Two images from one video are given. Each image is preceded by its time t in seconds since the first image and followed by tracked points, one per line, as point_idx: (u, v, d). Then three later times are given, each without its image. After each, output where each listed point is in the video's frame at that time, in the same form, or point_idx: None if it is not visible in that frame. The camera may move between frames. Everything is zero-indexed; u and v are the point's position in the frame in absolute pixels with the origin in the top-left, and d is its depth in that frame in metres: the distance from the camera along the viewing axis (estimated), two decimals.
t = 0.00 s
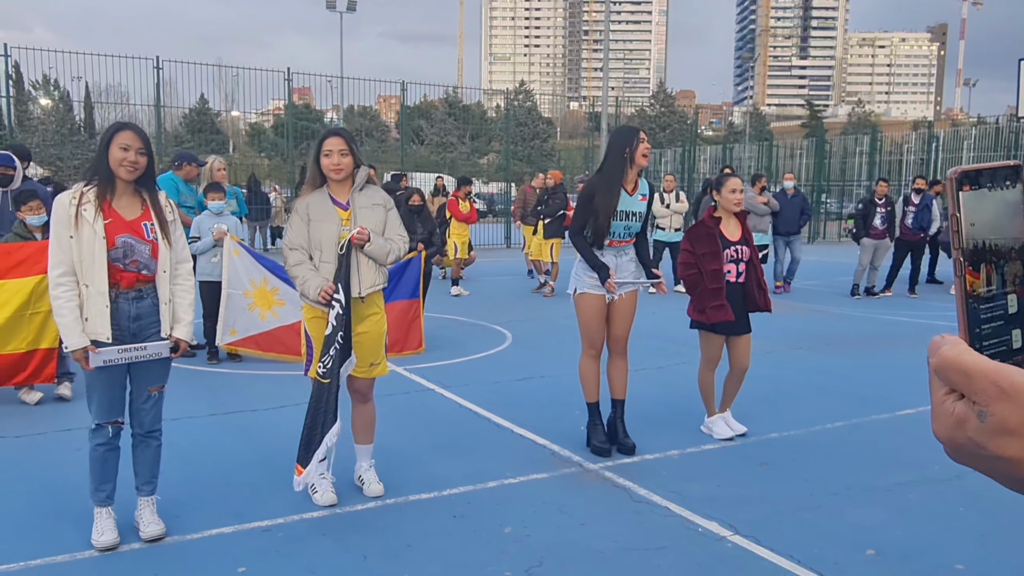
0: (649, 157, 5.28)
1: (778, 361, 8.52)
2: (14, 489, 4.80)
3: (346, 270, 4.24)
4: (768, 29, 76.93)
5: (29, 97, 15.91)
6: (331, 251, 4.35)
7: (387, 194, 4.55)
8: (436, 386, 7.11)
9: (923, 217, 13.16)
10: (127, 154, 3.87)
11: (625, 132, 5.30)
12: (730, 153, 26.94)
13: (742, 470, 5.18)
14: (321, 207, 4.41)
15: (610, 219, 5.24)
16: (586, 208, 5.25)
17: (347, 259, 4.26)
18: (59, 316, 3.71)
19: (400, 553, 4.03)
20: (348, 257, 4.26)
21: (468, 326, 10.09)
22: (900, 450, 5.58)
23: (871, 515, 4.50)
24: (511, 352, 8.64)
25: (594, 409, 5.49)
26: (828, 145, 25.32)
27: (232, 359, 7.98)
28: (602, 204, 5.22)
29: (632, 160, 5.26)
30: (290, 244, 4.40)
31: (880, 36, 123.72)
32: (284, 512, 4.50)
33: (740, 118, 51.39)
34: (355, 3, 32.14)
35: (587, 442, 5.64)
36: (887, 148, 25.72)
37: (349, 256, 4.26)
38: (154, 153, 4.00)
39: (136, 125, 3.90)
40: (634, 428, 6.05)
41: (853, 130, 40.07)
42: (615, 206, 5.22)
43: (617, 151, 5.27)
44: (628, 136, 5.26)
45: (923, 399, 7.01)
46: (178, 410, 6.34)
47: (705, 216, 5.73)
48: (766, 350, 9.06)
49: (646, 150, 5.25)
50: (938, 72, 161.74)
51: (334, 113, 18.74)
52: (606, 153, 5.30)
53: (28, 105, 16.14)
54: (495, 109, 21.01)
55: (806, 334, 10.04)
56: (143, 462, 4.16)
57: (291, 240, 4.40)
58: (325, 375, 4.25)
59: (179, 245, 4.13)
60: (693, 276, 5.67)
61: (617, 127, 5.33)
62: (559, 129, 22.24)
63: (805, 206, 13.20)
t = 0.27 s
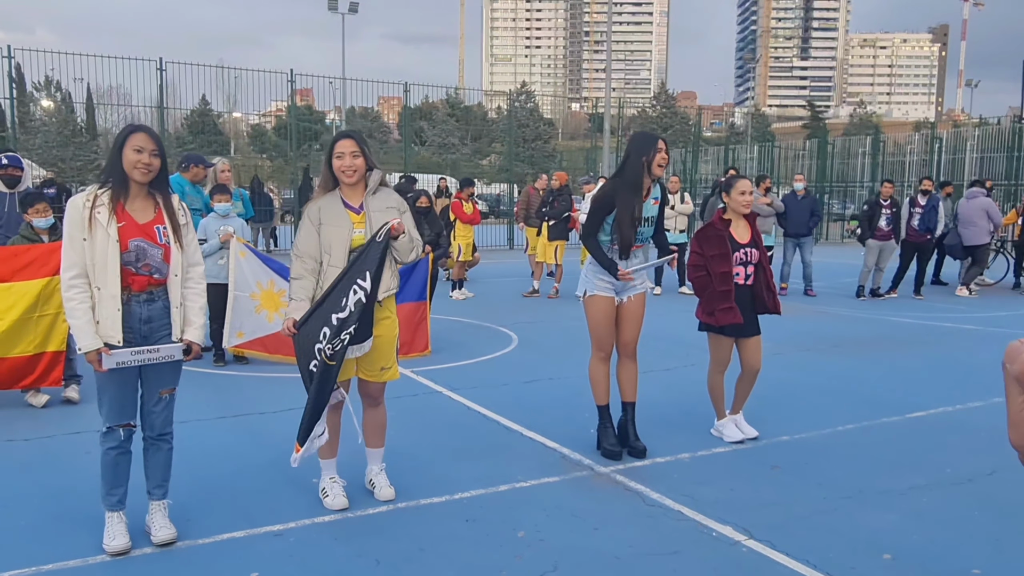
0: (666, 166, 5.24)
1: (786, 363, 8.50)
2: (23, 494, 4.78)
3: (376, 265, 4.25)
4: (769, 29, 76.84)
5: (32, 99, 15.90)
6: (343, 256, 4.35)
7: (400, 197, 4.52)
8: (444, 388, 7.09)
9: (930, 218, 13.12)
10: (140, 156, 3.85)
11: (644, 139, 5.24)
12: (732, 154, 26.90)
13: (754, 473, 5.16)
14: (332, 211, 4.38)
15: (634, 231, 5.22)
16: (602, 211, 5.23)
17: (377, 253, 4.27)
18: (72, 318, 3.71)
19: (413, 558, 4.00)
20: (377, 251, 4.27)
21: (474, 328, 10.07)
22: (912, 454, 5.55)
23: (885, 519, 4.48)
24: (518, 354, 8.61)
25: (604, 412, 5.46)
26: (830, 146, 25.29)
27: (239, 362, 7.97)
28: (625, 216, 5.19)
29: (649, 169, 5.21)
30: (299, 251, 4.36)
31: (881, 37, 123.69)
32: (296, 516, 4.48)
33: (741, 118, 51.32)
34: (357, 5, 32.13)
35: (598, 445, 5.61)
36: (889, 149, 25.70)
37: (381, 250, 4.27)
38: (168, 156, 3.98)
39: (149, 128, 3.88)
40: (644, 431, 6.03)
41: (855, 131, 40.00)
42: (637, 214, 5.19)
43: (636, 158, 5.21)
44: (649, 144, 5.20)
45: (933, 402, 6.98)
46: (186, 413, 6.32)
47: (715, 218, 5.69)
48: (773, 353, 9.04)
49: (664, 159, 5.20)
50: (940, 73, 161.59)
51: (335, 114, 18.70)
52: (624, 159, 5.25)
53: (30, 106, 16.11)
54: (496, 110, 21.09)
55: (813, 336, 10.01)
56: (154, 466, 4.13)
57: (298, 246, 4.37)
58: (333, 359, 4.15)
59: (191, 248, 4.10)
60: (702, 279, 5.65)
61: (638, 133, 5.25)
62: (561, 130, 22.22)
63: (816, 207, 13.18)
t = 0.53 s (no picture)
0: (678, 162, 5.25)
1: (794, 364, 8.47)
2: (34, 497, 4.75)
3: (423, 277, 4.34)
4: (769, 28, 76.73)
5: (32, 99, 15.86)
6: (355, 258, 4.34)
7: (414, 197, 4.48)
8: (453, 389, 7.07)
9: (935, 218, 13.07)
10: (158, 157, 3.82)
11: (654, 137, 5.26)
12: (734, 154, 26.88)
13: (767, 475, 5.13)
14: (345, 212, 4.36)
15: (651, 227, 5.24)
16: (611, 209, 5.22)
17: (423, 262, 4.33)
18: (85, 319, 3.68)
19: (428, 561, 3.97)
20: (423, 262, 4.34)
21: (480, 328, 10.05)
22: (926, 455, 5.52)
23: (902, 521, 4.45)
24: (525, 355, 8.58)
25: (616, 413, 5.43)
26: (832, 146, 25.26)
27: (246, 363, 7.97)
28: (641, 213, 5.21)
29: (660, 166, 5.23)
30: (310, 254, 4.35)
31: (881, 36, 123.64)
32: (308, 519, 4.45)
33: (742, 118, 51.28)
34: (357, 5, 32.08)
35: (608, 447, 5.58)
36: (891, 149, 25.63)
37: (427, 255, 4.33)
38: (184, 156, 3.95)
39: (165, 128, 3.86)
40: (656, 432, 6.00)
41: (856, 131, 39.95)
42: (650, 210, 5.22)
43: (645, 157, 5.24)
44: (659, 142, 5.23)
45: (943, 402, 6.96)
46: (194, 414, 6.29)
47: (725, 218, 5.67)
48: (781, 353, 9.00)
49: (675, 156, 5.22)
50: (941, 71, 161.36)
51: (336, 114, 18.63)
52: (633, 158, 5.27)
53: (31, 107, 16.07)
54: (497, 110, 20.61)
55: (819, 337, 9.98)
56: (166, 468, 4.10)
57: (307, 248, 4.35)
58: (369, 362, 4.24)
59: (204, 250, 4.07)
60: (713, 279, 5.63)
61: (647, 132, 5.28)
62: (562, 130, 22.19)
63: (829, 206, 13.10)
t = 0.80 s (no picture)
0: (676, 152, 5.22)
1: (797, 363, 8.45)
2: (38, 500, 4.73)
3: (439, 296, 4.42)
4: (767, 26, 76.69)
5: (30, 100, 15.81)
6: (360, 259, 4.32)
7: (420, 198, 4.47)
8: (456, 390, 7.05)
9: (936, 216, 13.10)
10: (174, 157, 3.85)
11: (654, 132, 5.25)
12: (732, 152, 26.85)
13: (773, 475, 5.12)
14: (350, 213, 4.34)
15: (651, 215, 5.18)
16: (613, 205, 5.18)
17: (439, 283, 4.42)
18: (91, 321, 3.64)
19: (437, 563, 3.96)
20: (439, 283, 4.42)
21: (482, 329, 10.03)
22: (931, 454, 5.52)
23: (910, 521, 4.44)
24: (527, 355, 8.56)
25: (621, 413, 5.42)
26: (830, 145, 25.23)
27: (249, 363, 7.97)
28: (640, 203, 5.16)
29: (659, 155, 5.19)
30: (315, 254, 4.31)
31: (878, 34, 123.67)
32: (315, 521, 4.44)
33: (739, 117, 51.22)
34: (355, 5, 32.02)
35: (614, 447, 5.56)
36: (890, 147, 25.58)
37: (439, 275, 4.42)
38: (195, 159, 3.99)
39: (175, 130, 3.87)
40: (661, 432, 5.99)
41: (854, 129, 39.90)
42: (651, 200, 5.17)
43: (644, 150, 5.22)
44: (656, 135, 5.22)
45: (947, 401, 6.95)
46: (198, 416, 6.27)
47: (730, 219, 5.67)
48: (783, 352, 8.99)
49: (673, 145, 5.19)
50: (939, 68, 161.18)
51: (334, 114, 18.58)
52: (633, 154, 5.26)
53: (28, 109, 16.00)
54: (495, 110, 20.54)
55: (821, 336, 9.97)
56: (172, 471, 4.08)
57: (312, 249, 4.31)
58: (375, 372, 4.33)
59: (209, 251, 4.07)
60: (717, 279, 5.62)
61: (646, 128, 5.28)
62: (560, 129, 22.14)
63: (833, 204, 13.14)
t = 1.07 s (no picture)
0: (674, 143, 5.23)
1: (798, 358, 8.45)
2: (41, 498, 4.72)
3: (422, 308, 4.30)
4: (764, 21, 76.58)
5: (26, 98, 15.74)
6: (364, 254, 4.31)
7: (424, 193, 4.45)
8: (457, 387, 7.04)
9: (935, 211, 13.05)
10: (182, 153, 3.87)
11: (652, 127, 5.27)
12: (730, 148, 26.85)
13: (777, 469, 5.12)
14: (354, 209, 4.35)
15: (650, 202, 5.18)
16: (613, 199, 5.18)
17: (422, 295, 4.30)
18: (98, 319, 3.62)
19: (442, 560, 3.95)
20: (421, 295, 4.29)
21: (482, 325, 10.02)
22: (935, 448, 5.52)
23: (914, 514, 4.44)
24: (528, 351, 8.55)
25: (624, 408, 5.42)
26: (828, 140, 25.23)
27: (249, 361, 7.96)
28: (637, 190, 5.17)
29: (656, 145, 5.22)
30: (320, 251, 4.32)
31: (875, 30, 123.61)
32: (318, 518, 4.43)
33: (737, 113, 51.18)
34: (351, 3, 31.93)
35: (617, 442, 5.56)
36: (887, 142, 25.55)
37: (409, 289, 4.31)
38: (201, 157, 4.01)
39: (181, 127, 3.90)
40: (664, 427, 5.98)
41: (852, 125, 39.87)
42: (649, 188, 5.18)
43: (641, 143, 5.26)
44: (654, 128, 5.26)
45: (949, 394, 6.95)
46: (199, 414, 6.26)
47: (734, 213, 5.68)
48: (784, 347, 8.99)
49: (671, 137, 5.20)
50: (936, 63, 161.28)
51: (331, 112, 18.51)
52: (632, 147, 5.30)
53: (25, 107, 15.94)
54: (492, 106, 20.76)
55: (822, 330, 9.97)
56: (176, 469, 4.07)
57: (317, 245, 4.33)
58: (359, 386, 4.34)
59: (211, 247, 4.07)
60: (719, 274, 5.63)
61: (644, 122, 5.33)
62: (557, 126, 22.11)
63: (833, 199, 13.19)
